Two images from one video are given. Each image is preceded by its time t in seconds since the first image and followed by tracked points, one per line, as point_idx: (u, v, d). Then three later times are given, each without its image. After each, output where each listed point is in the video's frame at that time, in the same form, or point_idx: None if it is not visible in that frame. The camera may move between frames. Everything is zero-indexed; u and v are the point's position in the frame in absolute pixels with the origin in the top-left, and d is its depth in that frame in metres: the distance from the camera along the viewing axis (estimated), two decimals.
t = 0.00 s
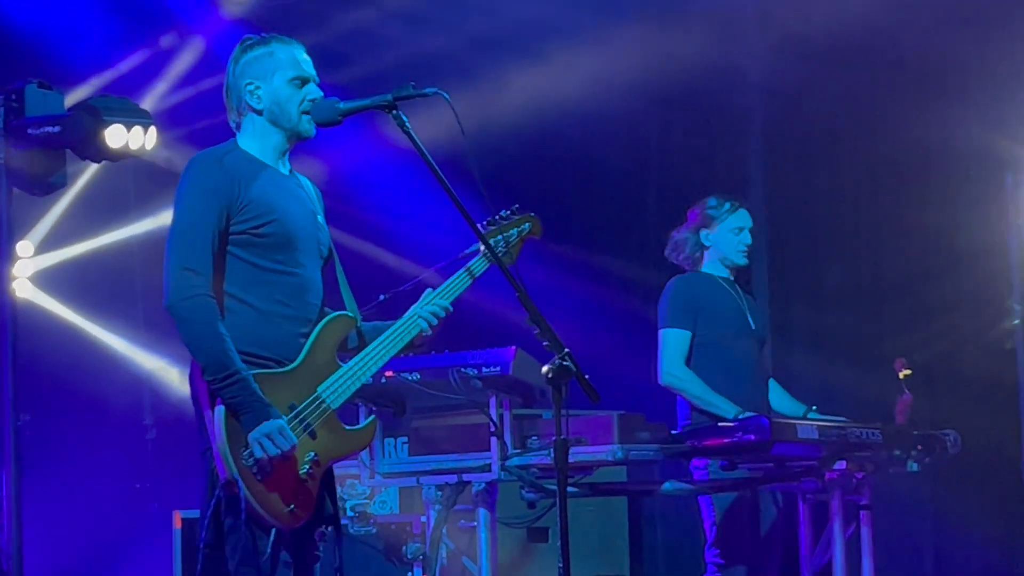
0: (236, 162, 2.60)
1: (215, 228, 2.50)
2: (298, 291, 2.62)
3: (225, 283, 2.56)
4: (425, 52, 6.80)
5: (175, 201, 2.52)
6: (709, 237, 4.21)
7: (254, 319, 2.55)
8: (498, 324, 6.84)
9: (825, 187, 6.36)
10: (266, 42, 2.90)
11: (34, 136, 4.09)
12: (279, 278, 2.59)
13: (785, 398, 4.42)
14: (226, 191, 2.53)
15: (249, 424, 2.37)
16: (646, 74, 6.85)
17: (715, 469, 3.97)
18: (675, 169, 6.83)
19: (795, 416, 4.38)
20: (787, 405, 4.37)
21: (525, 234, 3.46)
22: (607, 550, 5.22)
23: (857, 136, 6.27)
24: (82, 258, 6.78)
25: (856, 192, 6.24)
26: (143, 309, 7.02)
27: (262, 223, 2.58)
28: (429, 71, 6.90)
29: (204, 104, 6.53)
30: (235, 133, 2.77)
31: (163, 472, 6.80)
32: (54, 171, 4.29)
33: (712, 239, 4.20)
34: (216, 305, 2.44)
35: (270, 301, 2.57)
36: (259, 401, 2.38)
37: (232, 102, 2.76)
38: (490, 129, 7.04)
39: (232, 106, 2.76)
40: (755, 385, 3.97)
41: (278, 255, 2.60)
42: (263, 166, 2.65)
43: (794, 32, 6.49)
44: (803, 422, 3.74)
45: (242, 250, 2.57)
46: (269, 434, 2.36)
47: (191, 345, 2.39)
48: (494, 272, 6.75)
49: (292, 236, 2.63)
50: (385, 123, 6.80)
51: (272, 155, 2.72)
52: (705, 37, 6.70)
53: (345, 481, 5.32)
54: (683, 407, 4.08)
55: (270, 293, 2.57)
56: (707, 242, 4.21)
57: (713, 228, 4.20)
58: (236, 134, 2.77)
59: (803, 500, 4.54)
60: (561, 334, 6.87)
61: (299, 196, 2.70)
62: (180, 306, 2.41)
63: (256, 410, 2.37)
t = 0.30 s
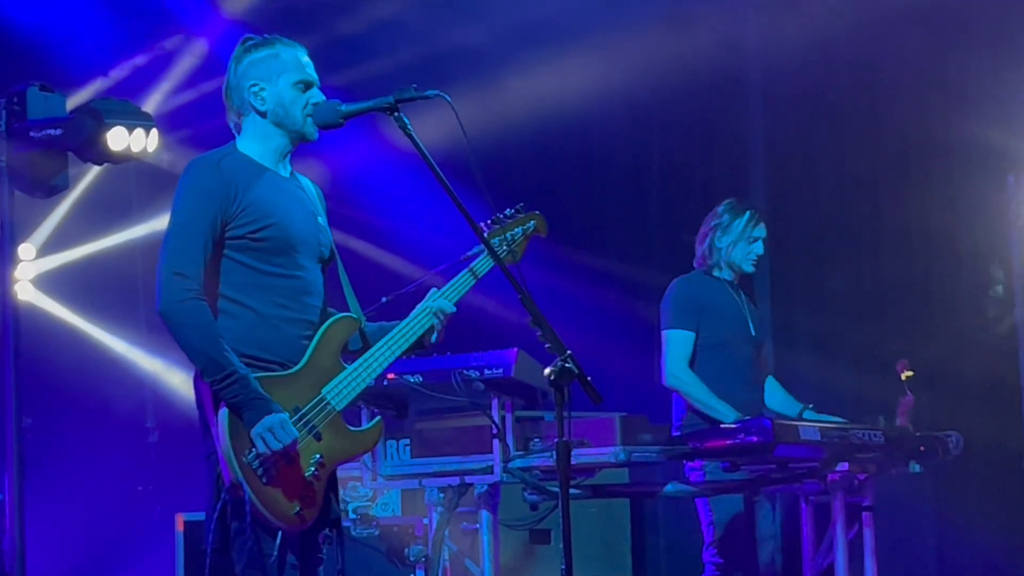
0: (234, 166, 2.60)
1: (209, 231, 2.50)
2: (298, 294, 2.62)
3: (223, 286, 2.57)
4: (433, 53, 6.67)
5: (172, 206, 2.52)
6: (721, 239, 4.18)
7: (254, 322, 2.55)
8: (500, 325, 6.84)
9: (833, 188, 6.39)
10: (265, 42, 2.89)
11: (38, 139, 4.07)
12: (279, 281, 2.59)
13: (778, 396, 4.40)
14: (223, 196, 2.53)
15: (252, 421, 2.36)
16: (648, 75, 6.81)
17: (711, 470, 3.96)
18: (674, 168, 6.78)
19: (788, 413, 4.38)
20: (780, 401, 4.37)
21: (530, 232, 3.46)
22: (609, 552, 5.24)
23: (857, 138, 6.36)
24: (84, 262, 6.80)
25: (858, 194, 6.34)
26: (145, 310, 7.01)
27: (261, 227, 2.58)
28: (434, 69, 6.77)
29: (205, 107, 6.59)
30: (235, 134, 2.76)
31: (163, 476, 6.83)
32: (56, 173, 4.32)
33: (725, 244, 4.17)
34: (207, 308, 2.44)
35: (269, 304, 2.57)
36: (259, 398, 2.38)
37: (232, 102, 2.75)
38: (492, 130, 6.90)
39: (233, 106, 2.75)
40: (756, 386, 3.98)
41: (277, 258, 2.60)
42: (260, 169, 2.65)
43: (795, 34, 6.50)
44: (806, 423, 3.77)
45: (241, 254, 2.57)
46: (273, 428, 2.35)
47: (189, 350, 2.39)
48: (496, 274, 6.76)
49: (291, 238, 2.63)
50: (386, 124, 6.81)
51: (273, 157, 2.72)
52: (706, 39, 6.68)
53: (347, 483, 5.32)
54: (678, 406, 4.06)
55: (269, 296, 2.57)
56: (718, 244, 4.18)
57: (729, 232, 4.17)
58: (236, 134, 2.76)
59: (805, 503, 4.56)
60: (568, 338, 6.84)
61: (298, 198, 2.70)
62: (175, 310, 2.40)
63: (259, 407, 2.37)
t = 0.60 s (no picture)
0: (231, 166, 2.60)
1: (210, 233, 2.49)
2: (298, 292, 2.62)
3: (223, 287, 2.56)
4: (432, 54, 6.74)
5: (172, 207, 2.52)
6: (728, 241, 4.18)
7: (255, 321, 2.54)
8: (500, 325, 6.84)
9: (830, 194, 6.34)
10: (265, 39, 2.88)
11: (36, 139, 4.11)
12: (279, 281, 2.59)
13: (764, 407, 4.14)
14: (223, 196, 2.53)
15: (256, 423, 2.35)
16: (649, 75, 6.76)
17: (695, 470, 3.90)
18: (675, 168, 6.78)
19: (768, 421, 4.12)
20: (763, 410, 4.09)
21: (527, 226, 3.47)
22: (610, 552, 5.23)
23: (856, 140, 6.37)
24: (85, 263, 6.80)
25: (857, 196, 6.35)
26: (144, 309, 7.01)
27: (261, 227, 2.58)
28: (434, 71, 6.77)
29: (205, 108, 6.54)
30: (233, 132, 2.76)
31: (165, 478, 6.80)
32: (55, 175, 4.28)
33: (730, 245, 4.17)
34: (207, 308, 2.44)
35: (270, 303, 2.57)
36: (261, 399, 2.37)
37: (232, 100, 2.75)
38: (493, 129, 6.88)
39: (232, 104, 2.75)
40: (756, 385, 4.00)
41: (278, 258, 2.60)
42: (258, 168, 2.65)
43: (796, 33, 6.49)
44: (805, 423, 3.77)
45: (241, 254, 2.57)
46: (276, 431, 2.35)
47: (192, 351, 2.39)
48: (496, 273, 6.75)
49: (290, 237, 2.62)
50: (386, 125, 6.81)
51: (271, 156, 2.72)
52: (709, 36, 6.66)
53: (348, 484, 5.30)
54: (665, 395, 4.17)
55: (270, 296, 2.57)
56: (724, 245, 4.18)
57: (738, 233, 4.17)
58: (234, 132, 2.76)
59: (804, 502, 4.56)
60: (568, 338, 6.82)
61: (296, 197, 2.70)
62: (179, 311, 2.41)
63: (262, 407, 2.36)
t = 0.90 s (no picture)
0: (227, 164, 2.59)
1: (207, 232, 2.50)
2: (294, 289, 2.62)
3: (219, 285, 2.56)
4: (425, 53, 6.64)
5: (167, 206, 2.51)
6: (728, 244, 4.16)
7: (250, 319, 2.54)
8: (497, 323, 6.83)
9: (827, 194, 6.38)
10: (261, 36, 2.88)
11: (32, 137, 4.09)
12: (275, 279, 2.59)
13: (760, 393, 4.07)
14: (218, 195, 2.53)
15: (256, 425, 2.37)
16: (646, 73, 6.74)
17: (672, 469, 3.93)
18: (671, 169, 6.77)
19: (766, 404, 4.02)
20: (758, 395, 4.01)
21: (518, 221, 3.47)
22: (606, 549, 5.24)
23: (852, 145, 6.33)
24: (80, 261, 6.79)
25: (856, 201, 6.31)
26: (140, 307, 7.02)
27: (256, 225, 2.58)
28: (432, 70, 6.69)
29: (199, 107, 6.52)
30: (226, 127, 2.76)
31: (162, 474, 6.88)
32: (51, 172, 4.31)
33: (731, 248, 4.15)
34: (205, 307, 2.44)
35: (265, 301, 2.57)
36: (259, 400, 2.38)
37: (228, 95, 2.74)
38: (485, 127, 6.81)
39: (227, 100, 2.74)
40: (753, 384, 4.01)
41: (273, 255, 2.60)
42: (253, 165, 2.65)
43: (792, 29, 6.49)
44: (801, 420, 3.74)
45: (237, 252, 2.57)
46: (278, 433, 2.37)
47: (188, 349, 2.39)
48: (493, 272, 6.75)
49: (285, 235, 2.62)
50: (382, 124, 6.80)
51: (264, 153, 2.71)
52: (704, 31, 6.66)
53: (343, 482, 5.31)
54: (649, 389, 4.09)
55: (265, 294, 2.57)
56: (724, 247, 4.16)
57: (737, 237, 4.17)
58: (227, 128, 2.75)
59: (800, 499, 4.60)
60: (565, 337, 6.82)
61: (290, 194, 2.70)
62: (175, 309, 2.41)
63: (261, 408, 2.38)
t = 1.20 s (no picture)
0: (228, 162, 2.59)
1: (206, 229, 2.49)
2: (294, 289, 2.62)
3: (219, 283, 2.56)
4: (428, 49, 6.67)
5: (168, 204, 2.51)
6: (732, 250, 4.14)
7: (253, 318, 2.55)
8: (498, 321, 6.83)
9: (827, 192, 6.31)
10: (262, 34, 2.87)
11: (33, 136, 4.08)
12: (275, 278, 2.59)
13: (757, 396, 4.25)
14: (219, 193, 2.53)
15: (261, 415, 2.38)
16: (649, 72, 6.75)
17: (668, 467, 3.94)
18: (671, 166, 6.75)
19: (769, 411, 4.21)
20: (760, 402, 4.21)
21: (515, 223, 3.46)
22: (607, 548, 5.24)
23: (852, 146, 6.29)
24: (82, 260, 6.79)
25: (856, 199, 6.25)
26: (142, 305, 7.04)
27: (257, 224, 2.58)
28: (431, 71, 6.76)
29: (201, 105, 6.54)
30: (228, 128, 2.76)
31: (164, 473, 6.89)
32: (53, 170, 4.32)
33: (733, 253, 4.14)
34: (203, 303, 2.44)
35: (266, 300, 2.57)
36: (265, 391, 2.39)
37: (230, 95, 2.74)
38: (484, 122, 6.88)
39: (230, 100, 2.74)
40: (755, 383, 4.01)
41: (274, 255, 2.60)
42: (255, 164, 2.64)
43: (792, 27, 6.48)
44: (803, 419, 3.76)
45: (238, 251, 2.57)
46: (284, 421, 2.39)
47: (190, 348, 2.40)
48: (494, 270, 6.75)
49: (287, 234, 2.62)
50: (384, 124, 6.78)
51: (267, 152, 2.71)
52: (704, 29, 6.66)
53: (347, 480, 5.25)
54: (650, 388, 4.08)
55: (266, 293, 2.57)
56: (728, 253, 4.14)
57: (740, 242, 4.14)
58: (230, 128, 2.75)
59: (801, 497, 4.60)
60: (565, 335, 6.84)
61: (291, 193, 2.69)
62: (175, 308, 2.41)
63: (265, 401, 2.38)
